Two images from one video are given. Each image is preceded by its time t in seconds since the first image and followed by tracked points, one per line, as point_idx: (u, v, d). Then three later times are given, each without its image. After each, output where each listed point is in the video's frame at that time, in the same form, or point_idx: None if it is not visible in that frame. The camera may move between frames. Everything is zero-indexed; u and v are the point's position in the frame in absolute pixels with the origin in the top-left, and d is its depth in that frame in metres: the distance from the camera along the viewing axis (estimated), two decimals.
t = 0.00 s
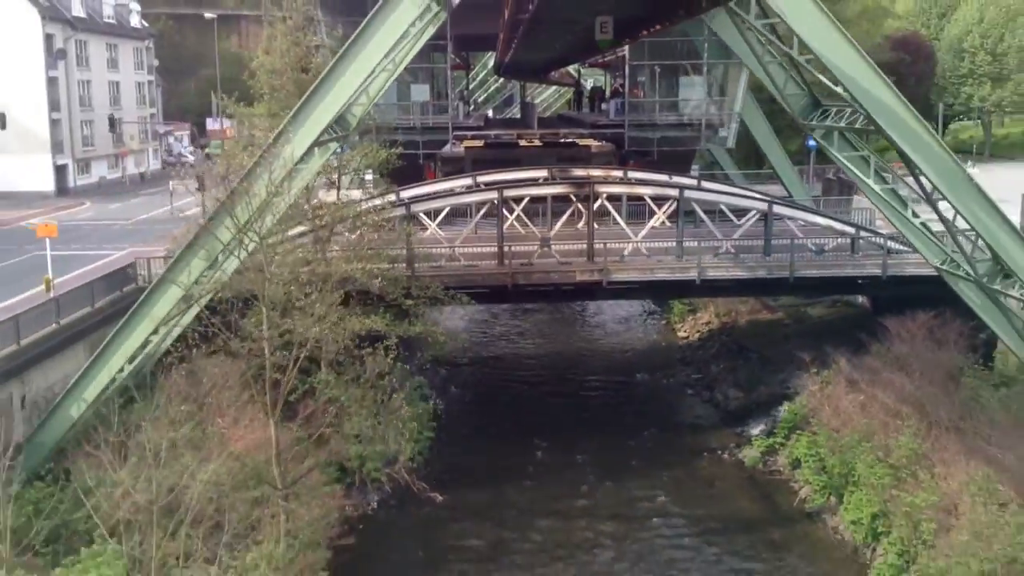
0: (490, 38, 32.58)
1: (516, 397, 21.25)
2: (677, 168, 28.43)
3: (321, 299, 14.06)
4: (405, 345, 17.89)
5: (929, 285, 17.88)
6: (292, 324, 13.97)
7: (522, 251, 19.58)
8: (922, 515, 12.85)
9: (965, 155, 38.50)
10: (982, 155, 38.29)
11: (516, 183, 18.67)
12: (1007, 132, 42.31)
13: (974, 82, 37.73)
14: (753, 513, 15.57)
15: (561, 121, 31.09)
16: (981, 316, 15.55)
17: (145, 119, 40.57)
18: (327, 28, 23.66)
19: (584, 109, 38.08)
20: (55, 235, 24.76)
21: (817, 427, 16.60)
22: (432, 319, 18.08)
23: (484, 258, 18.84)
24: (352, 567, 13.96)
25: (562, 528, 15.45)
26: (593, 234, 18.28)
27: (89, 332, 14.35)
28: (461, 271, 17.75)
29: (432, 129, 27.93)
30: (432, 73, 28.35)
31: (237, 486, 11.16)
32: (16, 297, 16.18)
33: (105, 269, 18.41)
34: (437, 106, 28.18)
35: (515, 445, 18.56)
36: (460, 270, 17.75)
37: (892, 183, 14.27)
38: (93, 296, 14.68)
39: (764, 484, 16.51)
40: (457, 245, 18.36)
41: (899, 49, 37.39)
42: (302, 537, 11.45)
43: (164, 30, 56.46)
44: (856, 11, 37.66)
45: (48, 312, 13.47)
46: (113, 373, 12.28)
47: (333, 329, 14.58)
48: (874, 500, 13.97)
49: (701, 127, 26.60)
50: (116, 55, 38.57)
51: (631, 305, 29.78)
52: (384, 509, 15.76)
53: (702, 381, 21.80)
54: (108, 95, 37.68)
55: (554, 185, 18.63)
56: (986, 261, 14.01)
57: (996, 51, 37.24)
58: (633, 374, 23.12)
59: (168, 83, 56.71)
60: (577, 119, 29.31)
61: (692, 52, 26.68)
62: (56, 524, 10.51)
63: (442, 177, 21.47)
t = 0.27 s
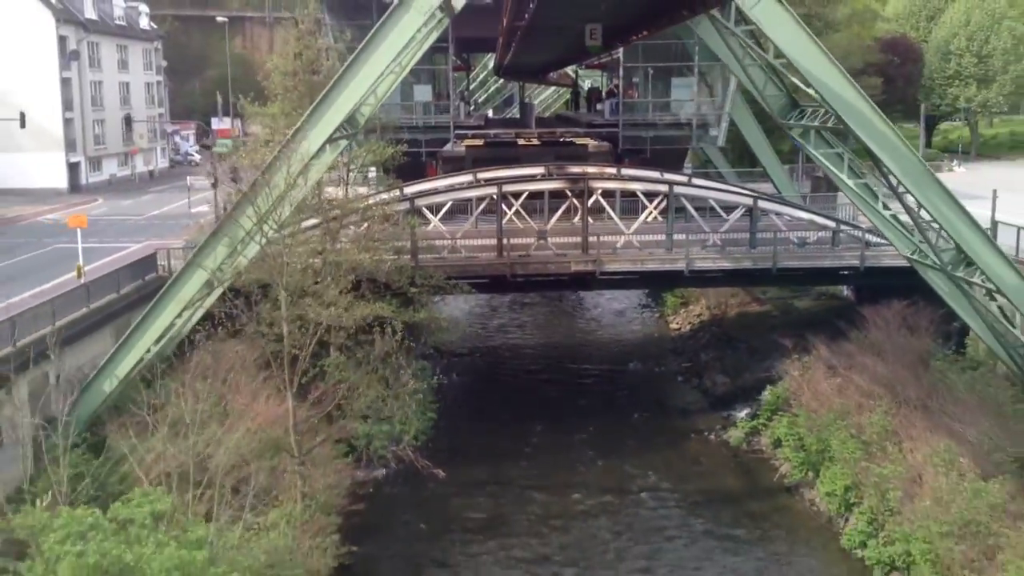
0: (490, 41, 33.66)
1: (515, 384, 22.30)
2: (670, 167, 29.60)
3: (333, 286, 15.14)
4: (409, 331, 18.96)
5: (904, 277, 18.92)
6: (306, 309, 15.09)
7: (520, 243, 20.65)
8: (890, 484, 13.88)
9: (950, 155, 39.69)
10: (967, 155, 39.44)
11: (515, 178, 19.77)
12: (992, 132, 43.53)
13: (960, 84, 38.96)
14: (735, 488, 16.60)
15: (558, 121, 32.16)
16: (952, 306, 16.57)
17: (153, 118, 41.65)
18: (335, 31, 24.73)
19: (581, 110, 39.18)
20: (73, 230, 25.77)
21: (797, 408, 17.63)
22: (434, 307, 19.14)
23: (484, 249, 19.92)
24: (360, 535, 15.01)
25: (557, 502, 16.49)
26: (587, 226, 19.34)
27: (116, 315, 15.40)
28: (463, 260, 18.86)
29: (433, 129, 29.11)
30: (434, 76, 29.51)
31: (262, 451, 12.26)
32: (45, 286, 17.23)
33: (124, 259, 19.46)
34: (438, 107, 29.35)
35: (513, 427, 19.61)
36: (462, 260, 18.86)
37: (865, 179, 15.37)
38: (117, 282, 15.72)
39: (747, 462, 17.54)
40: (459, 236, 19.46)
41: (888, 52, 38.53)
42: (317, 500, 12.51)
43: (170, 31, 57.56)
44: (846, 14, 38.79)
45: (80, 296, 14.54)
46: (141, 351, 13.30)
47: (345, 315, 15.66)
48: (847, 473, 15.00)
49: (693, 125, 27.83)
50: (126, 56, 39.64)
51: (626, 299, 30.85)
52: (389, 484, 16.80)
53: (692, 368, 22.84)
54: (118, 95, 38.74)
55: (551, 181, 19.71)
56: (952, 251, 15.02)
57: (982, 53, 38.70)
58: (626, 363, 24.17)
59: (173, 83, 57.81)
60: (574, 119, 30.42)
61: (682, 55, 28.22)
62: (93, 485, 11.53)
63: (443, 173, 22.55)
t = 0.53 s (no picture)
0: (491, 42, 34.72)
1: (514, 372, 23.32)
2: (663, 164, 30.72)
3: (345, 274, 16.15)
4: (414, 319, 19.98)
5: (884, 268, 19.94)
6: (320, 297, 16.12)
7: (518, 236, 21.70)
8: (862, 457, 14.92)
9: (938, 153, 40.76)
10: (954, 153, 40.50)
11: (513, 173, 20.84)
12: (981, 131, 44.60)
13: (948, 84, 40.04)
14: (721, 465, 17.64)
15: (555, 120, 33.19)
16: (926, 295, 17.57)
17: (161, 119, 42.68)
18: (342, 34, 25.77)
19: (579, 110, 40.25)
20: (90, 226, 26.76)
21: (780, 391, 18.67)
22: (438, 296, 20.16)
23: (484, 242, 21.00)
24: (369, 507, 16.05)
25: (553, 479, 17.52)
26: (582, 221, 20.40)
27: (140, 302, 16.41)
28: (464, 252, 19.92)
29: (435, 127, 30.14)
30: (435, 76, 30.67)
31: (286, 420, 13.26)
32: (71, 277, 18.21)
33: (143, 251, 20.49)
34: (440, 106, 30.45)
35: (512, 412, 20.63)
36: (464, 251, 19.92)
37: (842, 174, 16.38)
38: (141, 271, 16.71)
39: (733, 442, 18.58)
40: (461, 230, 20.52)
41: (878, 52, 39.60)
42: (330, 471, 13.51)
43: (176, 32, 58.64)
44: (838, 15, 39.79)
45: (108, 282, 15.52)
46: (167, 330, 14.29)
47: (355, 301, 16.67)
48: (824, 449, 16.04)
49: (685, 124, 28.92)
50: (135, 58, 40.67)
51: (621, 292, 31.87)
52: (395, 462, 17.84)
53: (684, 357, 23.86)
54: (128, 96, 39.78)
55: (547, 176, 20.85)
56: (924, 240, 16.01)
57: (969, 54, 39.82)
58: (621, 352, 25.19)
59: (179, 83, 58.87)
60: (570, 119, 31.48)
61: (675, 57, 29.81)
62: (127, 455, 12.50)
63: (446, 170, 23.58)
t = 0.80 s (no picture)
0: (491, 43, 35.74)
1: (514, 360, 24.37)
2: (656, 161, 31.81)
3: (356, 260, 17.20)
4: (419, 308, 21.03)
5: (864, 258, 21.02)
6: (332, 285, 17.18)
7: (517, 230, 22.75)
8: (839, 432, 16.00)
9: (925, 150, 41.88)
10: (941, 150, 41.61)
11: (512, 169, 21.88)
12: (968, 129, 45.74)
13: (935, 83, 41.13)
14: (709, 444, 18.71)
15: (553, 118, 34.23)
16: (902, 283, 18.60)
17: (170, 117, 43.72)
18: (347, 36, 26.81)
19: (576, 108, 41.30)
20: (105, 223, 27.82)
21: (765, 374, 19.74)
22: (441, 285, 21.21)
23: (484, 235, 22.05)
24: (377, 482, 17.12)
25: (550, 457, 18.60)
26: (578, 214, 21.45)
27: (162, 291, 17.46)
28: (466, 244, 20.97)
29: (436, 126, 31.16)
30: (437, 76, 31.69)
31: (303, 397, 14.31)
32: (96, 269, 19.25)
33: (160, 245, 21.52)
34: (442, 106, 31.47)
35: (512, 396, 21.68)
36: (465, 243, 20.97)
37: (821, 169, 17.42)
38: (161, 260, 17.73)
39: (720, 423, 19.64)
40: (462, 223, 21.57)
41: (867, 52, 40.67)
42: (343, 444, 14.57)
43: (180, 34, 59.68)
44: (828, 16, 40.85)
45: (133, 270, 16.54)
46: (190, 314, 15.37)
47: (365, 288, 17.71)
48: (804, 426, 17.12)
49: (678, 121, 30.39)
50: (144, 60, 41.72)
51: (617, 284, 32.91)
52: (401, 442, 18.92)
53: (676, 345, 24.92)
54: (136, 96, 40.80)
55: (544, 171, 21.90)
56: (897, 231, 17.05)
57: (955, 53, 40.95)
58: (616, 341, 26.25)
59: (184, 84, 59.97)
60: (567, 117, 32.52)
61: (668, 58, 30.96)
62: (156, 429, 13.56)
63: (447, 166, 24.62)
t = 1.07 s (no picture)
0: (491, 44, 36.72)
1: (514, 349, 25.40)
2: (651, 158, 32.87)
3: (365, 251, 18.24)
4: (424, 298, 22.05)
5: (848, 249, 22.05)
6: (343, 275, 18.22)
7: (517, 224, 23.75)
8: (820, 411, 17.03)
9: (916, 146, 42.89)
10: (931, 146, 42.61)
11: (512, 165, 22.89)
12: (957, 125, 46.73)
13: (925, 81, 42.11)
14: (699, 425, 19.72)
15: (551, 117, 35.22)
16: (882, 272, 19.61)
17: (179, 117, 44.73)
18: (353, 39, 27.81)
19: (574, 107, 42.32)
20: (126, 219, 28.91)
21: (752, 359, 20.76)
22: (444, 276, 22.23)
23: (485, 228, 23.07)
24: (385, 461, 18.15)
25: (549, 438, 19.62)
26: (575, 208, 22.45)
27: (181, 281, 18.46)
28: (468, 237, 21.99)
29: (438, 124, 32.13)
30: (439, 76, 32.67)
31: (317, 378, 15.34)
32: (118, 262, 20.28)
33: (176, 239, 22.52)
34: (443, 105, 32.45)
35: (512, 383, 22.71)
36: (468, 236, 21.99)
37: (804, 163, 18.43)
38: (179, 252, 18.74)
39: (710, 405, 20.67)
40: (465, 217, 22.59)
41: (859, 51, 41.66)
42: (354, 422, 15.60)
43: (186, 35, 60.68)
44: (821, 16, 41.84)
45: (153, 262, 17.56)
46: (211, 301, 16.38)
47: (373, 279, 18.77)
48: (788, 407, 18.16)
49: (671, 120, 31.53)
50: (152, 62, 42.71)
51: (614, 278, 33.94)
52: (407, 424, 19.94)
53: (670, 334, 25.94)
54: (146, 97, 41.82)
55: (542, 167, 22.90)
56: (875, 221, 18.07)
57: (944, 52, 41.93)
58: (613, 331, 27.27)
59: (189, 85, 60.93)
60: (565, 115, 33.52)
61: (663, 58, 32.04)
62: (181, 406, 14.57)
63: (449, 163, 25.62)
